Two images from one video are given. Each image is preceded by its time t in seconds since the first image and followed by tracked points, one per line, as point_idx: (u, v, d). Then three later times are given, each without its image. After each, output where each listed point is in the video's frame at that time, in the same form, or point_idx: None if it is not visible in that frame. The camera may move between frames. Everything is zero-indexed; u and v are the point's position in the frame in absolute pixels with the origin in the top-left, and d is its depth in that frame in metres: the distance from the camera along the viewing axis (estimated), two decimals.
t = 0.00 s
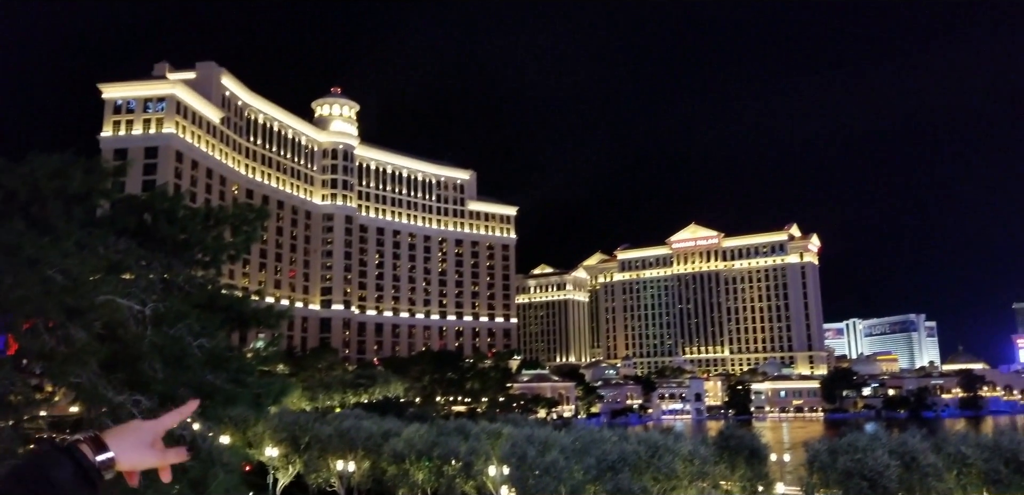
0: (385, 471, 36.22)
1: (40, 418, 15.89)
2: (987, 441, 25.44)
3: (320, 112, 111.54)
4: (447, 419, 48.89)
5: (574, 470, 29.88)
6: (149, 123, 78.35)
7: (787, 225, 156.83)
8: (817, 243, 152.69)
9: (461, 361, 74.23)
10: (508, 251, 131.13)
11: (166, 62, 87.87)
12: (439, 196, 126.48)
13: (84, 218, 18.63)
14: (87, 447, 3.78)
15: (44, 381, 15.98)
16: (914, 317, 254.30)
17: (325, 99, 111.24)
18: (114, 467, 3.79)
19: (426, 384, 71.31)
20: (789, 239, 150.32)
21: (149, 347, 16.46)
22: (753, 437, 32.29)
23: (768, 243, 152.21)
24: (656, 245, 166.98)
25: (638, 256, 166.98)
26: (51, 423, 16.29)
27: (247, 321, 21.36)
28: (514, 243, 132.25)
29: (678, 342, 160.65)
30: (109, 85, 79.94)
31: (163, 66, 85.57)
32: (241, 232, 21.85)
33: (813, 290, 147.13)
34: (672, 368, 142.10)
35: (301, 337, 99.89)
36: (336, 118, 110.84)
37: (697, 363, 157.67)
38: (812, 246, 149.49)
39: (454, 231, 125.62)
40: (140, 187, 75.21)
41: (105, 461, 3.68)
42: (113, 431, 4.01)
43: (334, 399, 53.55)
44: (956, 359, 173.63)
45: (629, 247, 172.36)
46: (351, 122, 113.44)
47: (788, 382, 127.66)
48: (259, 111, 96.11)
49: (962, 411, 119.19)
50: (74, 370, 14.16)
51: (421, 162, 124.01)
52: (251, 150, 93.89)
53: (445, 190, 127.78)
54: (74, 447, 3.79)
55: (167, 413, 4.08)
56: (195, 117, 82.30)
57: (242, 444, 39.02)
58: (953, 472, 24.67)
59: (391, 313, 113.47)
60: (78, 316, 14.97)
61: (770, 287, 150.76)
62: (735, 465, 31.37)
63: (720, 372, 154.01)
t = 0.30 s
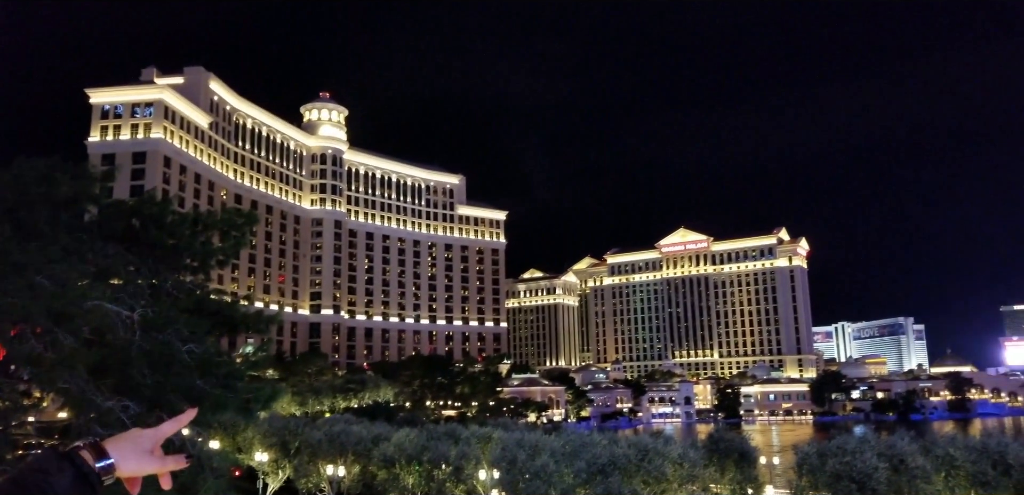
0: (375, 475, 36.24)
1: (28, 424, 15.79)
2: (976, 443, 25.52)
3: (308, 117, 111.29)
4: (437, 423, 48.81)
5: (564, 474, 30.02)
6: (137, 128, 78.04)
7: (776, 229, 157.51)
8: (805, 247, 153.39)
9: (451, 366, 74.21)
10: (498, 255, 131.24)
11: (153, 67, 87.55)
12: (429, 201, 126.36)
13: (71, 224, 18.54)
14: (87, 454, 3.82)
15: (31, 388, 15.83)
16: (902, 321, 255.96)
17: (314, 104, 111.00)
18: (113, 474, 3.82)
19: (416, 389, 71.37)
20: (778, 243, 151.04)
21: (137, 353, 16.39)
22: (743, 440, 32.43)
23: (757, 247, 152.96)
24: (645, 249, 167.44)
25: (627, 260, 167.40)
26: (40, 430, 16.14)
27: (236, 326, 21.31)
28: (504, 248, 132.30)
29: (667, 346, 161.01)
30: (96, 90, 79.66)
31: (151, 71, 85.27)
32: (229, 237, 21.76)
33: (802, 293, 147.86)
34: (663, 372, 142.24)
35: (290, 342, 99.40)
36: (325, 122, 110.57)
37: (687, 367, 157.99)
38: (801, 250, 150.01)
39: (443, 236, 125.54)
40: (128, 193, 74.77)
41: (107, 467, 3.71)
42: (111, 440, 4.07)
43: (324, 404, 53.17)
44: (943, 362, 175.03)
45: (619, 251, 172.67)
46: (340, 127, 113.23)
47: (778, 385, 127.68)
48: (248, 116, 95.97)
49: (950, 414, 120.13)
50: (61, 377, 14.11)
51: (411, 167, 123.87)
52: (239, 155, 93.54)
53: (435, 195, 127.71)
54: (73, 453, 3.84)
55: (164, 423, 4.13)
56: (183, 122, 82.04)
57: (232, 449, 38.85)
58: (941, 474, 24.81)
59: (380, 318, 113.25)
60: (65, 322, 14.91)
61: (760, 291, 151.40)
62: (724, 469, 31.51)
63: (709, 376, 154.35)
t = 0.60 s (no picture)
0: (365, 474, 36.19)
1: (13, 423, 15.66)
2: (962, 442, 25.60)
3: (298, 116, 110.97)
4: (427, 422, 48.74)
5: (554, 472, 30.18)
6: (125, 126, 77.61)
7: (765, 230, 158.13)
8: (795, 247, 154.06)
9: (441, 365, 74.18)
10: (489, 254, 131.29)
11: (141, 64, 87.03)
12: (419, 200, 126.15)
13: (59, 222, 18.38)
14: (75, 454, 3.81)
15: (16, 387, 15.64)
16: (890, 321, 257.55)
17: (303, 102, 110.56)
18: (100, 475, 3.82)
19: (407, 388, 71.43)
20: (767, 243, 151.75)
21: (124, 351, 16.27)
22: (731, 439, 32.54)
23: (746, 248, 153.60)
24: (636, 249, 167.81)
25: (618, 260, 167.64)
26: (25, 429, 15.97)
27: (225, 325, 21.25)
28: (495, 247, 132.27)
29: (657, 346, 161.39)
30: (83, 87, 79.24)
31: (139, 68, 84.78)
32: (218, 235, 21.83)
33: (791, 293, 148.56)
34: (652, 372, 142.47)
35: (279, 341, 98.93)
36: (315, 121, 110.26)
37: (677, 367, 158.37)
38: (791, 250, 150.17)
39: (434, 235, 125.36)
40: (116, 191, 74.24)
41: (93, 471, 3.67)
42: (99, 441, 4.03)
43: (313, 403, 52.90)
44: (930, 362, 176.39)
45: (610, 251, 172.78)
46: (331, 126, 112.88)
47: (766, 385, 128.03)
48: (238, 114, 95.67)
49: (937, 413, 121.00)
50: (46, 376, 13.95)
51: (401, 166, 123.69)
52: (228, 153, 93.08)
53: (425, 194, 127.49)
54: (61, 454, 3.82)
55: (152, 425, 4.12)
56: (172, 120, 81.53)
57: (220, 448, 38.57)
58: (926, 473, 25.00)
59: (370, 317, 113.04)
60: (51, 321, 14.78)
61: (749, 291, 152.01)
62: (712, 467, 31.65)
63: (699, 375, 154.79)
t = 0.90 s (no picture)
0: (347, 469, 36.06)
1: None
2: (938, 439, 25.95)
3: (282, 107, 109.95)
4: (410, 417, 48.71)
5: (536, 467, 30.33)
6: (105, 115, 76.65)
7: (748, 228, 159.24)
8: (777, 246, 155.44)
9: (425, 359, 74.08)
10: (474, 250, 131.22)
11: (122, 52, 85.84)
12: (404, 194, 125.70)
13: (36, 213, 18.05)
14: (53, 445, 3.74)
15: None
16: (868, 319, 260.53)
17: (288, 94, 109.49)
18: (79, 466, 3.77)
19: (389, 383, 71.39)
20: (750, 241, 152.91)
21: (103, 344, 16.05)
22: (712, 434, 32.75)
23: (729, 245, 154.62)
24: (620, 246, 168.37)
25: (603, 256, 168.10)
26: None
27: (205, 318, 21.13)
28: (480, 242, 132.21)
29: (640, 342, 162.22)
30: (62, 75, 78.11)
31: (120, 56, 83.61)
32: (199, 227, 21.77)
33: (772, 291, 149.86)
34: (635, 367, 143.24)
35: (261, 335, 98.26)
36: (300, 113, 109.31)
37: (659, 363, 159.29)
38: (773, 248, 152.41)
39: (419, 230, 125.03)
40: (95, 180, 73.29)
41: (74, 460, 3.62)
42: (81, 432, 3.96)
43: (295, 398, 52.62)
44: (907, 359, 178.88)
45: (594, 248, 173.21)
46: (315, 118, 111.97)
47: (747, 381, 128.89)
48: (220, 105, 94.74)
49: (913, 410, 122.78)
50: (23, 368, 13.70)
51: (387, 159, 123.19)
52: (210, 144, 92.11)
53: (411, 188, 127.09)
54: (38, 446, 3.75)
55: (134, 416, 4.06)
56: (153, 109, 80.54)
57: (200, 442, 38.20)
58: (902, 469, 25.34)
59: (354, 311, 112.66)
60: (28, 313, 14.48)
61: (731, 288, 153.14)
62: (693, 463, 31.90)
63: (681, 371, 155.64)
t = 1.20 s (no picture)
0: (319, 462, 35.86)
1: None
2: (904, 433, 26.33)
3: (257, 96, 108.47)
4: (384, 410, 48.51)
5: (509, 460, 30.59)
6: (74, 101, 75.23)
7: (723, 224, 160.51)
8: (750, 242, 157.03)
9: (399, 352, 73.80)
10: (450, 243, 130.87)
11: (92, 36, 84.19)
12: (381, 186, 124.92)
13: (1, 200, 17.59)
14: (8, 433, 3.67)
15: None
16: (839, 315, 264.09)
17: (263, 82, 107.98)
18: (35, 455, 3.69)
19: (363, 375, 71.01)
20: (724, 237, 154.19)
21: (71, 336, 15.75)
22: (685, 428, 32.95)
23: (704, 241, 155.76)
24: (597, 240, 168.88)
25: (579, 251, 168.53)
26: None
27: (174, 310, 20.93)
28: (457, 235, 131.88)
29: (615, 336, 163.05)
30: (31, 59, 76.63)
31: (90, 41, 81.95)
32: (170, 217, 21.46)
33: (745, 287, 151.34)
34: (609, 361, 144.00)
35: (233, 326, 97.15)
36: (275, 102, 107.96)
37: (634, 357, 160.24)
38: (747, 245, 154.20)
39: (395, 222, 124.37)
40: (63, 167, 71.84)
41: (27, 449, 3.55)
42: (36, 420, 3.89)
43: (266, 390, 52.06)
44: (876, 355, 182.01)
45: (571, 242, 173.53)
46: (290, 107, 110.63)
47: (719, 376, 130.24)
48: (194, 93, 93.34)
49: (881, 405, 124.90)
50: None
51: (363, 150, 122.30)
52: (182, 132, 90.75)
53: (387, 180, 126.32)
54: None
55: (95, 403, 3.97)
56: (125, 97, 79.12)
57: (169, 435, 37.52)
58: (869, 462, 25.70)
59: (328, 303, 111.94)
60: None
61: (705, 284, 154.42)
62: (665, 455, 32.11)
63: (655, 366, 157.29)
